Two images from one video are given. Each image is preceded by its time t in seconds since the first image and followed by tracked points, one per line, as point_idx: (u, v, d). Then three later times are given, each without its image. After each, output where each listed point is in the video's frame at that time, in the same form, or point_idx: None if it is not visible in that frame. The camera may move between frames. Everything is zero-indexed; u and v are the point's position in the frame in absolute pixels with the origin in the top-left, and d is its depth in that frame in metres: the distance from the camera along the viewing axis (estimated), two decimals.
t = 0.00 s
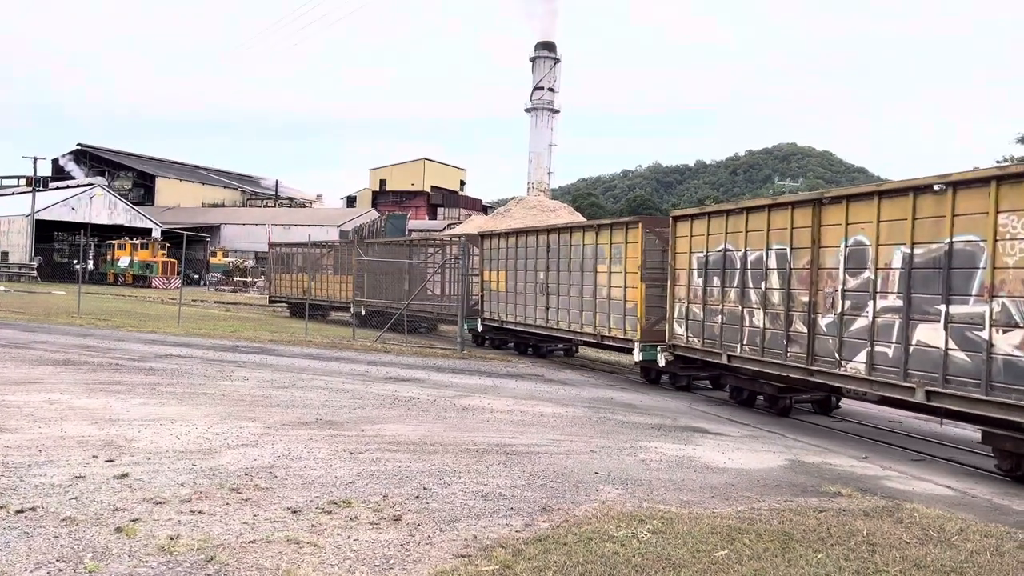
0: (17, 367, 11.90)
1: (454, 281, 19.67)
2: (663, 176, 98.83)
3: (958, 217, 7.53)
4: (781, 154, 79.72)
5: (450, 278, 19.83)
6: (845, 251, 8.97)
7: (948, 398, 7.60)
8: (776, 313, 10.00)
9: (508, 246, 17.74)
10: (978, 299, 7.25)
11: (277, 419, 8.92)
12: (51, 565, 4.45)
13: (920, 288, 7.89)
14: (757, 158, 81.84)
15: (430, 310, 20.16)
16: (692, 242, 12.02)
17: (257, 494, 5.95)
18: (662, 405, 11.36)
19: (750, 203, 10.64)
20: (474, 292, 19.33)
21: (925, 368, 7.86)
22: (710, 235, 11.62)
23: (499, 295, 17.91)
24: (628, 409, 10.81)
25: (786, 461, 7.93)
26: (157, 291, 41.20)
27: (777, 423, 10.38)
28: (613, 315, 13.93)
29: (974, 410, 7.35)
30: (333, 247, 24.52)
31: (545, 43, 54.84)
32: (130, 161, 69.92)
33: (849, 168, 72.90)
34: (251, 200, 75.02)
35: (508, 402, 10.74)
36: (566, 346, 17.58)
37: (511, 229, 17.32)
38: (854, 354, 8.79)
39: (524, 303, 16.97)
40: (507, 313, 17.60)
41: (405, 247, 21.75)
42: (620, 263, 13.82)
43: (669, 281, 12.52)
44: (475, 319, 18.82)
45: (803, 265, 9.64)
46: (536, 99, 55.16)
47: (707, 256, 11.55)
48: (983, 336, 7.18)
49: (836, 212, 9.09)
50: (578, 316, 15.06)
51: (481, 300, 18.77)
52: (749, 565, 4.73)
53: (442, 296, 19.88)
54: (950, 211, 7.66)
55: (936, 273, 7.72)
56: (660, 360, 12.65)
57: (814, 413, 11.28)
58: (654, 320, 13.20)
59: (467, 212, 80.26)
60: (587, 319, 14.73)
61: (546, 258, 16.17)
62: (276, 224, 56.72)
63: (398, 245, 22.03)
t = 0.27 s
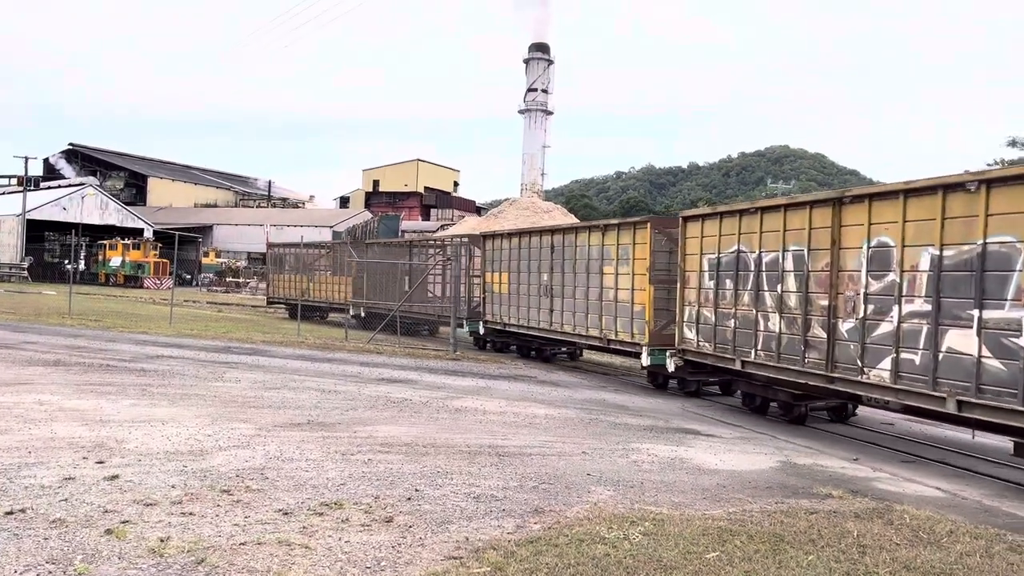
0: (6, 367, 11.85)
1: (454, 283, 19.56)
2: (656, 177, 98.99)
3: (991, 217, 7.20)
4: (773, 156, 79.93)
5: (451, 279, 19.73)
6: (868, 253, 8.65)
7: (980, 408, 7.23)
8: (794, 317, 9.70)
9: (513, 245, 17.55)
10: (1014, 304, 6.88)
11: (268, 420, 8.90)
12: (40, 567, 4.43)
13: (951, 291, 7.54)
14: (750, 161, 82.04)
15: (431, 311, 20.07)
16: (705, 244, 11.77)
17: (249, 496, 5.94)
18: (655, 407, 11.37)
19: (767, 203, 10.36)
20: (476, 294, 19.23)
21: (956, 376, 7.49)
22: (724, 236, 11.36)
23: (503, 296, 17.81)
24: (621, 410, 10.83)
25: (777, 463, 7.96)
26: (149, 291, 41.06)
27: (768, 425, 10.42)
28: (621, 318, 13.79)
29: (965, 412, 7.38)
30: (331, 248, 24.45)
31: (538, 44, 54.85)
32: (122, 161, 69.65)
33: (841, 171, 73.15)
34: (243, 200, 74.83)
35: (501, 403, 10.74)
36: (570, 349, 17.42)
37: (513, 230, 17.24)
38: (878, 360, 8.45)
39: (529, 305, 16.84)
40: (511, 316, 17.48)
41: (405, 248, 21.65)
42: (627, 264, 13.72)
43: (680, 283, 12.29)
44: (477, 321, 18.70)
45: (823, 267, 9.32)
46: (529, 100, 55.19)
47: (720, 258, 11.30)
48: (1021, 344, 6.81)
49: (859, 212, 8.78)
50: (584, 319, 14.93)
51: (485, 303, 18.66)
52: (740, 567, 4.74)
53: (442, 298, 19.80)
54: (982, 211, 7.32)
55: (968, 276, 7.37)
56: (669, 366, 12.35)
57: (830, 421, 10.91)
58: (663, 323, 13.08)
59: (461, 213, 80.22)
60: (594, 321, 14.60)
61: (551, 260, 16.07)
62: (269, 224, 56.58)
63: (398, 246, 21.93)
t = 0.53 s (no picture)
0: None
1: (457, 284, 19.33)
2: (649, 178, 99.18)
3: None
4: (766, 158, 80.11)
5: (453, 281, 19.53)
6: (895, 253, 8.13)
7: (1020, 419, 6.81)
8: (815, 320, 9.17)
9: (519, 245, 17.09)
10: None
11: (261, 422, 8.87)
12: (32, 570, 4.40)
13: (989, 294, 7.06)
14: (743, 162, 82.24)
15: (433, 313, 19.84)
16: (716, 243, 11.24)
17: (242, 498, 5.92)
18: (649, 408, 11.36)
19: (785, 200, 9.80)
20: (478, 295, 18.90)
21: (995, 386, 7.03)
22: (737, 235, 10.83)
23: (507, 299, 17.44)
24: (614, 411, 10.82)
25: (770, 464, 7.97)
26: (141, 292, 40.93)
27: (760, 426, 10.43)
28: (629, 321, 13.32)
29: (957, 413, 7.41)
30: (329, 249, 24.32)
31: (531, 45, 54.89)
32: (114, 161, 69.40)
33: (833, 172, 73.38)
34: (236, 201, 74.60)
35: (494, 405, 10.72)
36: (575, 353, 17.11)
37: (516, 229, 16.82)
38: (906, 367, 7.94)
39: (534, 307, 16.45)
40: (516, 318, 17.11)
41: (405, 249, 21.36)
42: (637, 265, 13.21)
43: (691, 285, 11.75)
44: (480, 324, 18.42)
45: (845, 268, 8.79)
46: (522, 102, 55.20)
47: (733, 258, 10.76)
48: None
49: (885, 210, 8.28)
50: (591, 321, 14.48)
51: (490, 305, 18.27)
52: (733, 568, 4.75)
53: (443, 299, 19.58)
54: None
55: (1008, 278, 6.90)
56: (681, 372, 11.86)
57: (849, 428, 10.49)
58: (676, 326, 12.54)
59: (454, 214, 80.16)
60: (602, 324, 14.15)
61: (557, 260, 15.62)
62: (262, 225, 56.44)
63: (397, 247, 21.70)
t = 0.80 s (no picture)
0: None
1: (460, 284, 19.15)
2: (644, 179, 99.33)
3: None
4: (761, 158, 80.22)
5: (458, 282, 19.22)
6: (927, 253, 7.76)
7: None
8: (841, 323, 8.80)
9: (525, 245, 16.73)
10: None
11: (257, 423, 8.85)
12: (27, 572, 4.39)
13: None
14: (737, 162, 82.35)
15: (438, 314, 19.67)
16: (734, 243, 10.88)
17: (237, 500, 5.91)
18: (645, 408, 11.37)
19: (807, 198, 9.45)
20: (484, 297, 18.61)
21: None
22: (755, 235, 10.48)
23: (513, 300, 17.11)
24: (610, 412, 10.82)
25: (766, 464, 7.99)
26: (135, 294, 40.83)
27: (756, 426, 10.45)
28: (641, 323, 13.00)
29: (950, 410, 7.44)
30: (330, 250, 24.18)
31: (526, 46, 54.92)
32: (108, 162, 69.23)
33: (828, 173, 73.50)
34: (231, 202, 74.44)
35: (490, 406, 10.72)
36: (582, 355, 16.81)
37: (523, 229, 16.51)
38: (941, 373, 7.57)
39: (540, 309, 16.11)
40: (523, 320, 16.73)
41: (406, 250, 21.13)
42: (648, 265, 12.84)
43: (707, 286, 11.40)
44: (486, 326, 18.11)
45: (874, 269, 8.42)
46: (518, 102, 55.21)
47: (752, 258, 10.40)
48: None
49: (915, 208, 7.92)
50: (600, 324, 14.10)
51: (496, 307, 17.89)
52: (729, 568, 4.75)
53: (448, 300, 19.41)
54: None
55: None
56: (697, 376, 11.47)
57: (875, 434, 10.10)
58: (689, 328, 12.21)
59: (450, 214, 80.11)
60: (612, 326, 13.81)
61: (565, 261, 15.25)
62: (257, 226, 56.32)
63: (398, 247, 21.52)
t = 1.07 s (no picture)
0: None
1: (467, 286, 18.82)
2: (642, 179, 99.42)
3: None
4: (759, 159, 80.28)
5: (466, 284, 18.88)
6: (970, 251, 7.24)
7: None
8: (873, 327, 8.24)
9: (533, 246, 16.24)
10: None
11: (255, 425, 8.84)
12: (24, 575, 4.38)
13: None
14: (735, 163, 82.42)
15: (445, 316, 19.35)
16: (753, 242, 10.32)
17: (235, 502, 5.90)
18: (643, 409, 11.36)
19: (836, 194, 8.88)
20: (492, 299, 18.20)
21: None
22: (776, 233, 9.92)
23: (522, 302, 16.66)
24: (609, 413, 10.81)
25: (764, 464, 7.98)
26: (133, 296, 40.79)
27: (755, 427, 10.44)
28: (656, 326, 12.53)
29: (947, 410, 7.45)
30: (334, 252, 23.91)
31: (524, 47, 54.96)
32: (105, 164, 69.16)
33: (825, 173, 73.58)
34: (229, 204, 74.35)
35: (488, 407, 10.71)
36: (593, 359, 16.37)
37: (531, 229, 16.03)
38: (986, 380, 7.05)
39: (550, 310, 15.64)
40: (532, 322, 16.25)
41: (411, 251, 20.79)
42: (664, 266, 12.34)
43: (726, 287, 10.83)
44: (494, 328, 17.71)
45: (909, 268, 7.87)
46: (516, 103, 55.22)
47: (775, 258, 9.84)
48: None
49: (956, 204, 7.40)
50: (613, 327, 13.60)
51: (504, 310, 17.38)
52: (728, 569, 4.76)
53: (455, 302, 19.09)
54: None
55: None
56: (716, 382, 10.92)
57: (904, 443, 9.54)
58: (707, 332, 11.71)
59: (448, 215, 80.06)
60: (625, 329, 13.34)
61: (576, 261, 14.76)
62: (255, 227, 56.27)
63: (402, 249, 21.20)
